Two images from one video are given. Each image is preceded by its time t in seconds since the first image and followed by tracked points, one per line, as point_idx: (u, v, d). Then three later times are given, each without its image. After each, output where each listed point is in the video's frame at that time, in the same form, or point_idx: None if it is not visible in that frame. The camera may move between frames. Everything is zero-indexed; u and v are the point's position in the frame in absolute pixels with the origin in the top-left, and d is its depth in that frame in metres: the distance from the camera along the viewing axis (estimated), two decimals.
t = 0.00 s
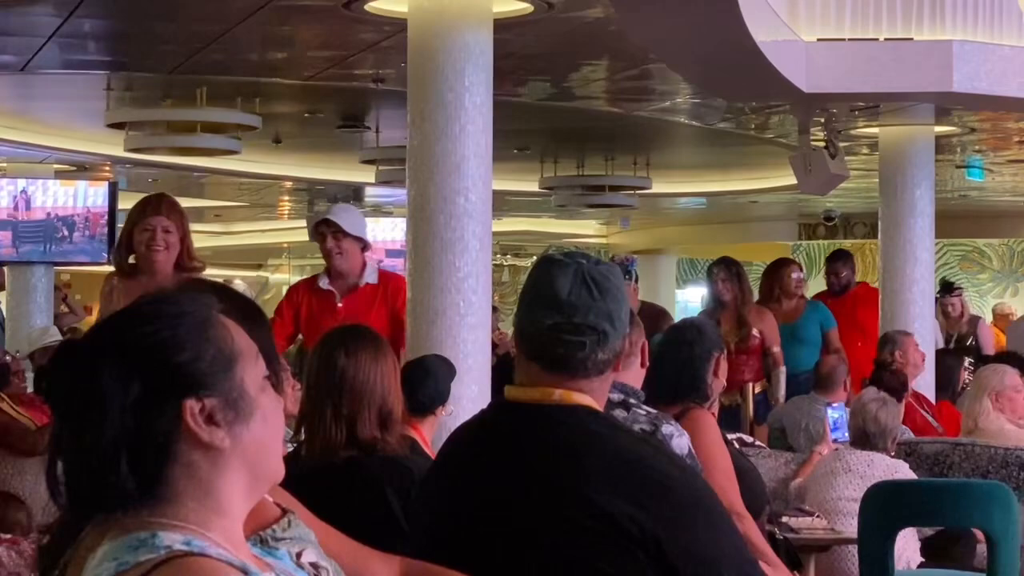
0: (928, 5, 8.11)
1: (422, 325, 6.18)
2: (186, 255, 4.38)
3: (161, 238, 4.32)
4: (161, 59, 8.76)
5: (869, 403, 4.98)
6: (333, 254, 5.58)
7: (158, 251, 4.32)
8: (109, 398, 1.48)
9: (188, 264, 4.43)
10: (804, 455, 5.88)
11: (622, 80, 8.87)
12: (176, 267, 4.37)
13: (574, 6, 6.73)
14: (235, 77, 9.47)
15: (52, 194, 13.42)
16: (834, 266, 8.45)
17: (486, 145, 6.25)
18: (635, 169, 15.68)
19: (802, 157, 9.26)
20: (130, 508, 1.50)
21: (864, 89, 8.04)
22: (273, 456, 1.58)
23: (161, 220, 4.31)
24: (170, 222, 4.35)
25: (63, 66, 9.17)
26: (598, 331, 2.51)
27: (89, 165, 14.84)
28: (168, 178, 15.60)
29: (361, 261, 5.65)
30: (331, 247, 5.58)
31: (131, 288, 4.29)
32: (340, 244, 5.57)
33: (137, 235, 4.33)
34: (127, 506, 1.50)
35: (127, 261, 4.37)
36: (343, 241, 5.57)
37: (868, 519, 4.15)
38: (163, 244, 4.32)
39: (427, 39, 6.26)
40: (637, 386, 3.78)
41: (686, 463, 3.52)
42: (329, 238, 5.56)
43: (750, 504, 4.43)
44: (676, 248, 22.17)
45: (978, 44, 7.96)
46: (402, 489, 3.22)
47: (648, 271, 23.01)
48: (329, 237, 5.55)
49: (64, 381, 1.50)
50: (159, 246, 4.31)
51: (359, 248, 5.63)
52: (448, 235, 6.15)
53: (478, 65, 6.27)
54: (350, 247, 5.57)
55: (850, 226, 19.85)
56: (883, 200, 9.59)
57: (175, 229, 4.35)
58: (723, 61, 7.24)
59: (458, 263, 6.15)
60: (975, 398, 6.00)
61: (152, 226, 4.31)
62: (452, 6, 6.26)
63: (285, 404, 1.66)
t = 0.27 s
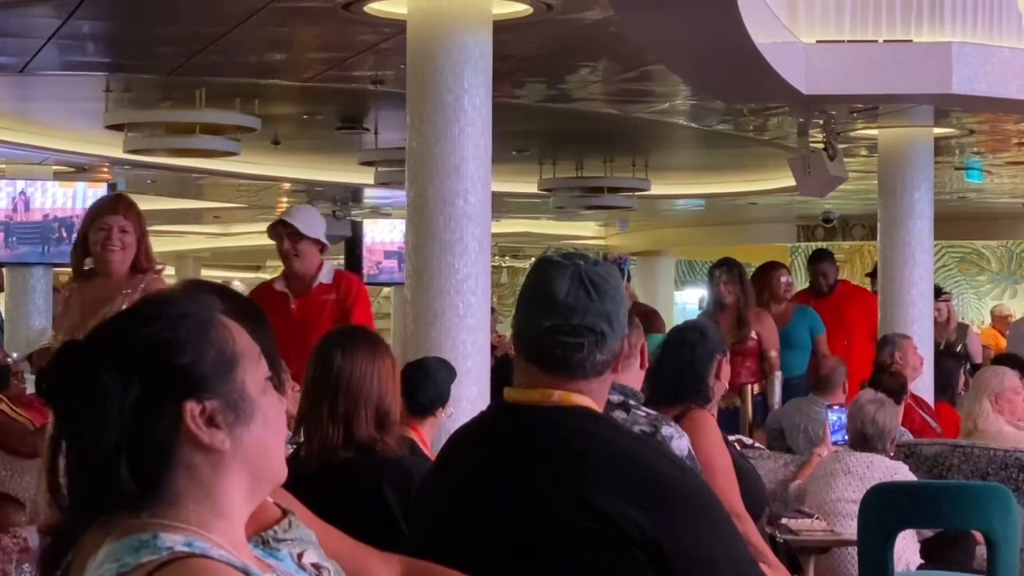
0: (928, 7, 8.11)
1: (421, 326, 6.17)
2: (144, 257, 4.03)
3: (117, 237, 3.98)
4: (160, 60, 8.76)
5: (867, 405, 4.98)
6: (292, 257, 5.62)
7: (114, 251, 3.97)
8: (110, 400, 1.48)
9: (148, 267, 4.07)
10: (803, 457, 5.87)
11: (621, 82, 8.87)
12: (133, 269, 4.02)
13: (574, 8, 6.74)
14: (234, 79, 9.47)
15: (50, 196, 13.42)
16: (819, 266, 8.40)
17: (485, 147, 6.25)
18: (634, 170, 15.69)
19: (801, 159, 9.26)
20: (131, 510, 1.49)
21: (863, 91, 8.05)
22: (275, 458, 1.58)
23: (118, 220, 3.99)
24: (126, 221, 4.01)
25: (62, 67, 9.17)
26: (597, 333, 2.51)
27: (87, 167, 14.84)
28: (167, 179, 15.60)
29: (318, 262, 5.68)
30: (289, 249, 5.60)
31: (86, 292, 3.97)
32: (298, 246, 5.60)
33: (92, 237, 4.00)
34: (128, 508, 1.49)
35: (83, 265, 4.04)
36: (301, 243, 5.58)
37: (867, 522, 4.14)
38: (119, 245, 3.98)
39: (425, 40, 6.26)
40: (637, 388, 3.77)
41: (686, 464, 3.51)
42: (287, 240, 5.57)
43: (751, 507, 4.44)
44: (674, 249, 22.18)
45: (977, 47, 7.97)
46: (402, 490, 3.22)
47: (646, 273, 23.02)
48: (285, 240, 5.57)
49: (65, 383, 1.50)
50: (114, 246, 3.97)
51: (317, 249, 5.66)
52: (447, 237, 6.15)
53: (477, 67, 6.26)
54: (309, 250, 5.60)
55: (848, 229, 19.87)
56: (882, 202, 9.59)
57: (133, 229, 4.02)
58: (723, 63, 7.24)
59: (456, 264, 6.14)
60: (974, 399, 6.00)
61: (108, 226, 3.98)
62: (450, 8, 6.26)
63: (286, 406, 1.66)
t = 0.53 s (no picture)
0: (928, 9, 8.12)
1: (420, 328, 6.17)
2: (92, 250, 3.98)
3: (64, 231, 3.93)
4: (159, 62, 8.76)
5: (865, 407, 4.99)
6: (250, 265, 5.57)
7: (61, 245, 3.93)
8: (109, 402, 1.48)
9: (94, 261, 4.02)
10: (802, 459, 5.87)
11: (620, 84, 8.87)
12: (80, 262, 3.97)
13: (573, 10, 6.74)
14: (233, 81, 9.47)
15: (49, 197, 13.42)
16: (822, 272, 8.47)
17: (485, 149, 6.25)
18: (633, 172, 15.69)
19: (800, 161, 9.26)
20: (129, 512, 1.49)
21: (862, 92, 8.05)
22: (274, 461, 1.58)
23: (62, 212, 3.93)
24: (72, 213, 3.95)
25: (62, 69, 9.16)
26: (597, 335, 2.51)
27: (86, 168, 14.84)
28: (166, 181, 15.60)
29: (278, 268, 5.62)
30: (248, 258, 5.56)
31: (33, 289, 3.94)
32: (256, 254, 5.56)
33: (36, 231, 3.94)
34: (127, 510, 1.49)
35: (28, 259, 3.99)
36: (260, 251, 5.54)
37: (866, 523, 4.15)
38: (66, 239, 3.94)
39: (425, 42, 6.26)
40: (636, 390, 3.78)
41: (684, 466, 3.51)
42: (245, 249, 5.54)
43: (751, 510, 4.45)
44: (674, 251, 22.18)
45: (977, 48, 7.97)
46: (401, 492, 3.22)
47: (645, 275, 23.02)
48: (244, 248, 5.54)
49: (66, 385, 1.50)
50: (62, 239, 3.92)
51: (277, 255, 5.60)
52: (446, 239, 6.15)
53: (477, 69, 6.27)
54: (267, 257, 5.55)
55: (847, 231, 19.86)
56: (881, 204, 9.59)
57: (79, 221, 3.96)
58: (722, 65, 7.24)
59: (456, 266, 6.15)
60: (973, 401, 6.01)
61: (54, 219, 3.92)
62: (450, 10, 6.26)
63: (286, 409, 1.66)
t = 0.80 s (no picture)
0: (927, 14, 8.14)
1: (419, 332, 6.18)
2: (48, 258, 4.00)
3: (24, 237, 3.95)
4: (160, 67, 8.77)
5: (865, 411, 4.99)
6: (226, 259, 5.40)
7: (19, 252, 3.94)
8: (108, 406, 1.48)
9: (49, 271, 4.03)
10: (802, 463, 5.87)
11: (619, 88, 8.88)
12: (37, 272, 3.98)
13: (573, 15, 6.74)
14: (232, 85, 9.47)
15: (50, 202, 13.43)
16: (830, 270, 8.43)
17: (485, 154, 6.26)
18: (633, 176, 15.69)
19: (800, 165, 9.26)
20: (129, 515, 1.50)
21: (862, 96, 8.05)
22: (275, 466, 1.58)
23: (22, 221, 3.95)
24: (30, 221, 3.98)
25: (62, 74, 9.17)
26: (597, 340, 2.51)
27: (86, 173, 14.85)
28: (166, 185, 15.60)
29: (252, 265, 5.47)
30: (225, 252, 5.38)
31: None
32: (234, 248, 5.39)
33: None
34: (127, 514, 1.50)
35: None
36: (238, 246, 5.39)
37: (866, 528, 4.14)
38: (25, 245, 3.95)
39: (425, 47, 6.26)
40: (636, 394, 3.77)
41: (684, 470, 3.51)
42: (224, 243, 5.36)
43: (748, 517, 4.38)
44: (674, 255, 22.18)
45: (976, 52, 7.98)
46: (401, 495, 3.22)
47: (645, 279, 23.02)
48: (222, 242, 5.35)
49: (66, 390, 1.50)
50: (21, 247, 3.94)
51: (252, 251, 5.46)
52: (446, 243, 6.15)
53: (477, 73, 6.27)
54: (244, 251, 5.40)
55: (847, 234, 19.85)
56: (881, 208, 9.60)
57: (38, 229, 3.99)
58: (722, 69, 7.24)
59: (455, 270, 6.15)
60: (973, 405, 6.01)
61: (14, 225, 3.94)
62: (450, 15, 6.27)
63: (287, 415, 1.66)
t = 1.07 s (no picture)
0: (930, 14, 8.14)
1: (422, 333, 6.17)
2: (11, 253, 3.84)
3: None
4: (162, 68, 8.76)
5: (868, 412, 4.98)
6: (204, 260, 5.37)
7: None
8: (111, 407, 1.48)
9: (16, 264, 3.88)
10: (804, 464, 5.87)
11: (622, 89, 8.86)
12: None
13: (576, 16, 6.74)
14: (234, 87, 9.47)
15: (52, 203, 13.43)
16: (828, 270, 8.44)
17: (488, 155, 6.25)
18: (636, 178, 15.68)
19: (802, 166, 9.25)
20: (133, 517, 1.49)
21: (865, 97, 8.04)
22: (280, 469, 1.57)
23: None
24: None
25: (64, 76, 9.17)
26: (602, 342, 2.51)
27: (88, 174, 14.85)
28: (168, 187, 15.60)
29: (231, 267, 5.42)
30: (203, 252, 5.36)
31: None
32: (212, 249, 5.36)
33: None
34: (131, 515, 1.50)
35: None
36: (216, 246, 5.36)
37: (870, 530, 4.14)
38: None
39: (428, 48, 6.26)
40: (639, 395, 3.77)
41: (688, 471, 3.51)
42: (201, 243, 5.35)
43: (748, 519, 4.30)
44: (676, 257, 22.18)
45: (980, 53, 7.98)
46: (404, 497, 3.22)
47: (647, 280, 23.00)
48: (199, 242, 5.34)
49: (69, 391, 1.50)
50: None
51: (232, 254, 5.43)
52: (449, 245, 6.15)
53: (480, 75, 6.26)
54: (222, 253, 5.37)
55: (850, 236, 19.83)
56: (884, 209, 9.58)
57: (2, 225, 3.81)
58: (725, 70, 7.23)
59: (458, 272, 6.15)
60: (976, 405, 6.00)
61: None
62: (453, 17, 6.27)
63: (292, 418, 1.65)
